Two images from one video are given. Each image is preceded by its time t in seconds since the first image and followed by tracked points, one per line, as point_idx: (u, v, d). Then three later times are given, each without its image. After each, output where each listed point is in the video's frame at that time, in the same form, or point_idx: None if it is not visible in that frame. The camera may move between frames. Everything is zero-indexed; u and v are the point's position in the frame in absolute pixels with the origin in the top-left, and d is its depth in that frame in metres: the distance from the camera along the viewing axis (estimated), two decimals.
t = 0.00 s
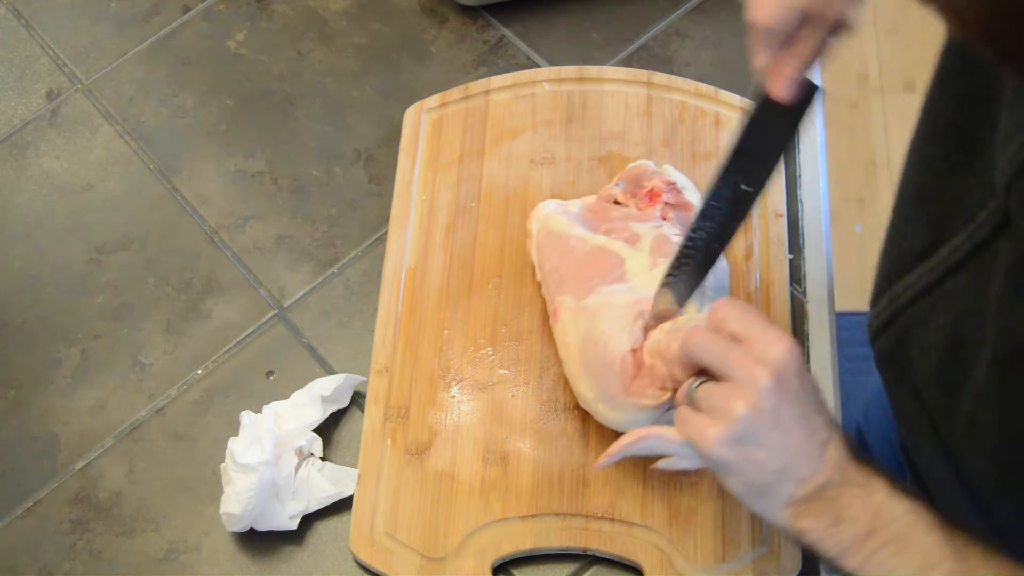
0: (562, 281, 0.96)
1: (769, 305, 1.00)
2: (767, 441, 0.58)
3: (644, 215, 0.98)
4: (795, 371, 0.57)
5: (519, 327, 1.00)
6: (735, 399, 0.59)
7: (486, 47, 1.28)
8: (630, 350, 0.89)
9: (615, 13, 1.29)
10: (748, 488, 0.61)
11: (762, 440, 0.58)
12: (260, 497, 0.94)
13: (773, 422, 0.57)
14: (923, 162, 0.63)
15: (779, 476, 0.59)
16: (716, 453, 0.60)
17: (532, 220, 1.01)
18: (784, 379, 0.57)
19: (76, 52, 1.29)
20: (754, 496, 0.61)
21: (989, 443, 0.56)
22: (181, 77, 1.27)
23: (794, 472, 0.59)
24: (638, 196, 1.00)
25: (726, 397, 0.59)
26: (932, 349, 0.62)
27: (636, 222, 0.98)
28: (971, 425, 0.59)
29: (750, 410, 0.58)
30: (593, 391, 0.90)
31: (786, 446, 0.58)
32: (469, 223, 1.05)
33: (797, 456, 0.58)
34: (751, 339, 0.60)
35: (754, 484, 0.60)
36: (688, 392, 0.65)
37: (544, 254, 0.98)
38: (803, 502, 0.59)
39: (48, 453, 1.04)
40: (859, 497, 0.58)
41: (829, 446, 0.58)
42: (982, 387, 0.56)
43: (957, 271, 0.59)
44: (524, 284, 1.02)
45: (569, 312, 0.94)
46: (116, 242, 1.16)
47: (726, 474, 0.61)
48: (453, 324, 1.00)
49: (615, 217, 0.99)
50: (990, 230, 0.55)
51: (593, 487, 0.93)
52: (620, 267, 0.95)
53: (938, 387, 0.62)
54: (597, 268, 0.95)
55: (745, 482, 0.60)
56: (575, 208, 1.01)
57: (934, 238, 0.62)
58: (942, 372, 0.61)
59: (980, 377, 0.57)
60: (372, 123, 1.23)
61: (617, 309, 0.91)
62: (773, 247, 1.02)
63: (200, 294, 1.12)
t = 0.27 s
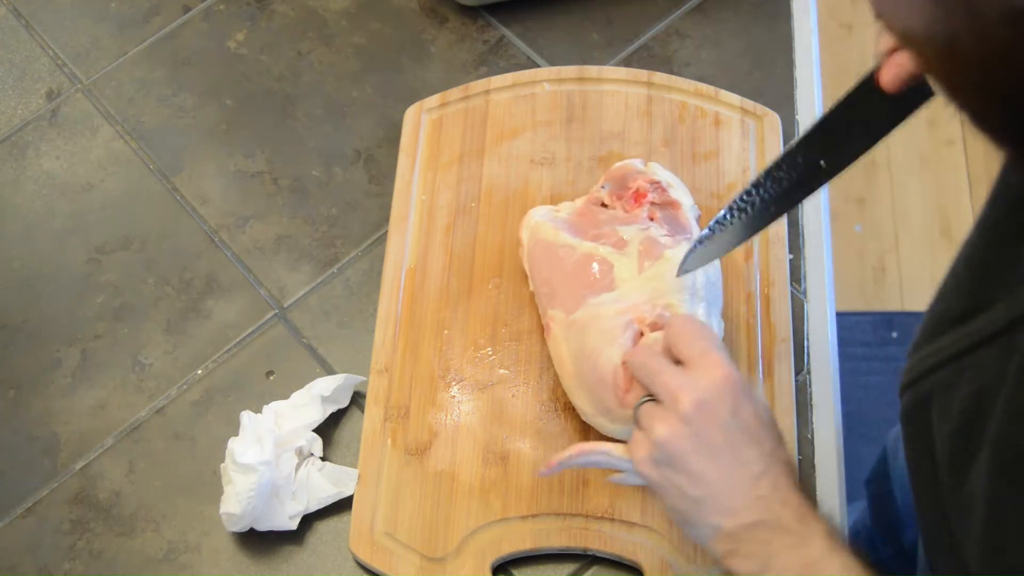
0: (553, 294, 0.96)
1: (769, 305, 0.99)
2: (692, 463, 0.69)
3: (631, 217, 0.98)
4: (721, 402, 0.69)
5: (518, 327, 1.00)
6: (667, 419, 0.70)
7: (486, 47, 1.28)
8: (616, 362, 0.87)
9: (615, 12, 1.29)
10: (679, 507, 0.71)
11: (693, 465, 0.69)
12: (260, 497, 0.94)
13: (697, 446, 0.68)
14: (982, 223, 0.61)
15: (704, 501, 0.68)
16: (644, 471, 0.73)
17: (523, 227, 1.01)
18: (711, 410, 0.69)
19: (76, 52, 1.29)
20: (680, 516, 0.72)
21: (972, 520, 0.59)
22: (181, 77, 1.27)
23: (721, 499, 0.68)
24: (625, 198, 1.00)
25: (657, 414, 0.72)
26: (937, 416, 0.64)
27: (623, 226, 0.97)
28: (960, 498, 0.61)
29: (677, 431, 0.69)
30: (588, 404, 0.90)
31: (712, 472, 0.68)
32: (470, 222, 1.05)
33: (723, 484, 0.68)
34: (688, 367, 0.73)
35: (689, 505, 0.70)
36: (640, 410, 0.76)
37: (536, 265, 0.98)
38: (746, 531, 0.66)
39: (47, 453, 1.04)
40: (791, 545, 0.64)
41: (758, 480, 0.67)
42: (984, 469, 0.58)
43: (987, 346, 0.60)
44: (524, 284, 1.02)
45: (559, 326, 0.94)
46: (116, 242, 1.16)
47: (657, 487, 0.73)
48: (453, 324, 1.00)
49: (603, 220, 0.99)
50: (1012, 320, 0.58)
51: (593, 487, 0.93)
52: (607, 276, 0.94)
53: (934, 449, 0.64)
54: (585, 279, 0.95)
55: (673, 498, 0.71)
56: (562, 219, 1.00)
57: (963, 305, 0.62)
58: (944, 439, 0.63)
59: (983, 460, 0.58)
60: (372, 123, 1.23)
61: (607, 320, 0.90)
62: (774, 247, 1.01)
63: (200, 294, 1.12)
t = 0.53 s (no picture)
0: (553, 300, 0.96)
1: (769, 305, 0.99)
2: (664, 481, 0.70)
3: (632, 221, 0.98)
4: (700, 426, 0.69)
5: (518, 327, 1.00)
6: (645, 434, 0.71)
7: (486, 47, 1.28)
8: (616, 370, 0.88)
9: (615, 12, 1.29)
10: (647, 520, 0.72)
11: (665, 483, 0.70)
12: (260, 497, 0.94)
13: (671, 464, 0.69)
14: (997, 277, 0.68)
15: (671, 518, 0.70)
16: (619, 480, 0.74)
17: (523, 230, 1.01)
18: (689, 432, 0.69)
19: (76, 52, 1.29)
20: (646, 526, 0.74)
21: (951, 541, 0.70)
22: (181, 77, 1.27)
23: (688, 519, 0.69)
24: (625, 201, 1.00)
25: (637, 427, 0.73)
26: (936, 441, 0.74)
27: (623, 231, 0.98)
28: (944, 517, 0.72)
29: (651, 448, 0.70)
30: (588, 412, 0.91)
31: (683, 492, 0.69)
32: (470, 222, 1.05)
33: (693, 505, 0.69)
34: (674, 385, 0.73)
35: (656, 520, 0.71)
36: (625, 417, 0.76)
37: (536, 268, 0.97)
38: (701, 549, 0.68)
39: (48, 453, 1.04)
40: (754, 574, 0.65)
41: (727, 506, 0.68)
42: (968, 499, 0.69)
43: (988, 382, 0.68)
44: (524, 284, 1.02)
45: (559, 332, 0.94)
46: (116, 242, 1.16)
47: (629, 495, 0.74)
48: (453, 324, 1.00)
49: (603, 224, 0.99)
50: (1012, 367, 0.67)
51: (593, 487, 0.94)
52: (607, 282, 0.94)
53: (930, 468, 0.74)
54: (584, 286, 0.95)
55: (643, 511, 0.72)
56: (561, 225, 0.99)
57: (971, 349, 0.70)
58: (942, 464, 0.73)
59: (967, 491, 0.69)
60: (372, 123, 1.23)
61: (607, 327, 0.91)
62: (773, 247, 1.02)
63: (200, 294, 1.12)
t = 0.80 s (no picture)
0: (551, 299, 0.96)
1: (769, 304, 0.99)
2: (659, 476, 0.69)
3: (632, 221, 0.98)
4: (701, 423, 0.69)
5: (519, 327, 1.00)
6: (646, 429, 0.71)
7: (486, 47, 1.28)
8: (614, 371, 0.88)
9: (615, 12, 1.29)
10: (641, 516, 0.72)
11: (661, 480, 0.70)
12: (260, 497, 0.94)
13: (670, 460, 0.69)
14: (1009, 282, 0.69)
15: (665, 514, 0.70)
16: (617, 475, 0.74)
17: (524, 228, 1.01)
18: (688, 430, 0.69)
19: (76, 52, 1.29)
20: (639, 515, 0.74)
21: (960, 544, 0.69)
22: (181, 77, 1.27)
23: (683, 516, 0.69)
24: (627, 201, 0.99)
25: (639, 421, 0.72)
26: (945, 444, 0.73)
27: (624, 231, 0.97)
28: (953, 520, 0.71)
29: (651, 443, 0.70)
30: (584, 412, 0.91)
31: (680, 489, 0.69)
32: (470, 223, 1.05)
33: (689, 502, 0.69)
34: (677, 382, 0.73)
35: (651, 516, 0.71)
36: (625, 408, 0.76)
37: (536, 266, 0.98)
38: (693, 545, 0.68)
39: (47, 453, 1.04)
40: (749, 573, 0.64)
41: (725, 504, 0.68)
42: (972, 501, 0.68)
43: (998, 386, 0.69)
44: (524, 284, 1.02)
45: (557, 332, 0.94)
46: (116, 242, 1.16)
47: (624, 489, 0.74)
48: (453, 324, 1.00)
49: (605, 223, 0.99)
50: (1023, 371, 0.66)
51: (593, 487, 0.93)
52: (607, 283, 0.94)
53: (942, 470, 0.74)
54: (584, 286, 0.95)
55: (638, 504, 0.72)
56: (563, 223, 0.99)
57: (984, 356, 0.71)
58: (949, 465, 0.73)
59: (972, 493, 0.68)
60: (372, 123, 1.23)
61: (605, 328, 0.91)
62: (773, 247, 1.02)
63: (200, 294, 1.12)
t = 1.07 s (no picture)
0: (544, 303, 0.96)
1: (769, 304, 0.99)
2: (697, 465, 0.64)
3: (621, 222, 0.98)
4: (735, 408, 0.65)
5: (518, 327, 1.00)
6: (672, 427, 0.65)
7: (486, 47, 1.28)
8: (609, 374, 0.88)
9: (616, 13, 1.29)
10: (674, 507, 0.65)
11: (699, 469, 0.64)
12: (260, 497, 0.94)
13: (702, 450, 0.64)
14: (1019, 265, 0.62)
15: (704, 506, 0.64)
16: (642, 471, 0.66)
17: (518, 230, 1.01)
18: (717, 417, 0.65)
19: (76, 52, 1.29)
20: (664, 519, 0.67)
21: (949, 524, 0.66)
22: (181, 77, 1.27)
23: (726, 506, 0.63)
24: (616, 203, 0.99)
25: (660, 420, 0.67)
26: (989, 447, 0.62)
27: (613, 232, 0.97)
28: (940, 502, 0.67)
29: (687, 432, 0.64)
30: (580, 415, 0.91)
31: (719, 478, 0.64)
32: (470, 223, 1.05)
33: (728, 489, 0.63)
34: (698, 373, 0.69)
35: (690, 512, 0.64)
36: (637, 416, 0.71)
37: (530, 269, 0.98)
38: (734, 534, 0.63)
39: (48, 453, 1.04)
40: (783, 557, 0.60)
41: (762, 487, 0.63)
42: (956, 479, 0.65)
43: (1002, 372, 0.62)
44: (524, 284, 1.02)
45: (551, 335, 0.94)
46: (116, 242, 1.16)
47: (653, 491, 0.66)
48: (453, 324, 1.00)
49: (596, 224, 0.99)
50: None
51: (593, 487, 0.93)
52: (599, 286, 0.94)
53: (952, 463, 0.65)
54: (577, 288, 0.94)
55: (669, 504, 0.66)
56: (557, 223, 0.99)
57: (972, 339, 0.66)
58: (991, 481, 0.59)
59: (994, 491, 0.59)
60: (372, 123, 1.23)
61: (598, 331, 0.91)
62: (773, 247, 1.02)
63: (200, 294, 1.12)
